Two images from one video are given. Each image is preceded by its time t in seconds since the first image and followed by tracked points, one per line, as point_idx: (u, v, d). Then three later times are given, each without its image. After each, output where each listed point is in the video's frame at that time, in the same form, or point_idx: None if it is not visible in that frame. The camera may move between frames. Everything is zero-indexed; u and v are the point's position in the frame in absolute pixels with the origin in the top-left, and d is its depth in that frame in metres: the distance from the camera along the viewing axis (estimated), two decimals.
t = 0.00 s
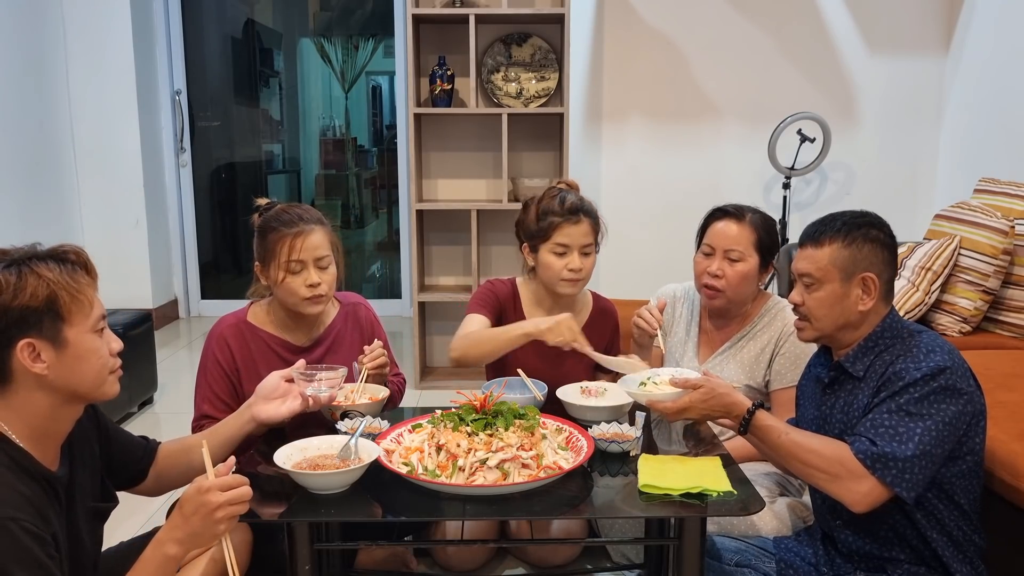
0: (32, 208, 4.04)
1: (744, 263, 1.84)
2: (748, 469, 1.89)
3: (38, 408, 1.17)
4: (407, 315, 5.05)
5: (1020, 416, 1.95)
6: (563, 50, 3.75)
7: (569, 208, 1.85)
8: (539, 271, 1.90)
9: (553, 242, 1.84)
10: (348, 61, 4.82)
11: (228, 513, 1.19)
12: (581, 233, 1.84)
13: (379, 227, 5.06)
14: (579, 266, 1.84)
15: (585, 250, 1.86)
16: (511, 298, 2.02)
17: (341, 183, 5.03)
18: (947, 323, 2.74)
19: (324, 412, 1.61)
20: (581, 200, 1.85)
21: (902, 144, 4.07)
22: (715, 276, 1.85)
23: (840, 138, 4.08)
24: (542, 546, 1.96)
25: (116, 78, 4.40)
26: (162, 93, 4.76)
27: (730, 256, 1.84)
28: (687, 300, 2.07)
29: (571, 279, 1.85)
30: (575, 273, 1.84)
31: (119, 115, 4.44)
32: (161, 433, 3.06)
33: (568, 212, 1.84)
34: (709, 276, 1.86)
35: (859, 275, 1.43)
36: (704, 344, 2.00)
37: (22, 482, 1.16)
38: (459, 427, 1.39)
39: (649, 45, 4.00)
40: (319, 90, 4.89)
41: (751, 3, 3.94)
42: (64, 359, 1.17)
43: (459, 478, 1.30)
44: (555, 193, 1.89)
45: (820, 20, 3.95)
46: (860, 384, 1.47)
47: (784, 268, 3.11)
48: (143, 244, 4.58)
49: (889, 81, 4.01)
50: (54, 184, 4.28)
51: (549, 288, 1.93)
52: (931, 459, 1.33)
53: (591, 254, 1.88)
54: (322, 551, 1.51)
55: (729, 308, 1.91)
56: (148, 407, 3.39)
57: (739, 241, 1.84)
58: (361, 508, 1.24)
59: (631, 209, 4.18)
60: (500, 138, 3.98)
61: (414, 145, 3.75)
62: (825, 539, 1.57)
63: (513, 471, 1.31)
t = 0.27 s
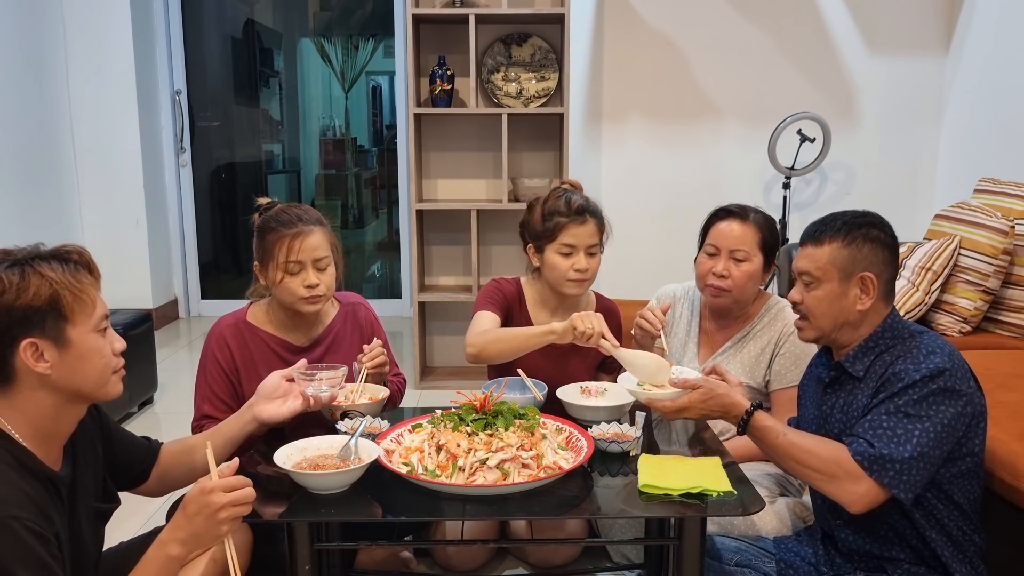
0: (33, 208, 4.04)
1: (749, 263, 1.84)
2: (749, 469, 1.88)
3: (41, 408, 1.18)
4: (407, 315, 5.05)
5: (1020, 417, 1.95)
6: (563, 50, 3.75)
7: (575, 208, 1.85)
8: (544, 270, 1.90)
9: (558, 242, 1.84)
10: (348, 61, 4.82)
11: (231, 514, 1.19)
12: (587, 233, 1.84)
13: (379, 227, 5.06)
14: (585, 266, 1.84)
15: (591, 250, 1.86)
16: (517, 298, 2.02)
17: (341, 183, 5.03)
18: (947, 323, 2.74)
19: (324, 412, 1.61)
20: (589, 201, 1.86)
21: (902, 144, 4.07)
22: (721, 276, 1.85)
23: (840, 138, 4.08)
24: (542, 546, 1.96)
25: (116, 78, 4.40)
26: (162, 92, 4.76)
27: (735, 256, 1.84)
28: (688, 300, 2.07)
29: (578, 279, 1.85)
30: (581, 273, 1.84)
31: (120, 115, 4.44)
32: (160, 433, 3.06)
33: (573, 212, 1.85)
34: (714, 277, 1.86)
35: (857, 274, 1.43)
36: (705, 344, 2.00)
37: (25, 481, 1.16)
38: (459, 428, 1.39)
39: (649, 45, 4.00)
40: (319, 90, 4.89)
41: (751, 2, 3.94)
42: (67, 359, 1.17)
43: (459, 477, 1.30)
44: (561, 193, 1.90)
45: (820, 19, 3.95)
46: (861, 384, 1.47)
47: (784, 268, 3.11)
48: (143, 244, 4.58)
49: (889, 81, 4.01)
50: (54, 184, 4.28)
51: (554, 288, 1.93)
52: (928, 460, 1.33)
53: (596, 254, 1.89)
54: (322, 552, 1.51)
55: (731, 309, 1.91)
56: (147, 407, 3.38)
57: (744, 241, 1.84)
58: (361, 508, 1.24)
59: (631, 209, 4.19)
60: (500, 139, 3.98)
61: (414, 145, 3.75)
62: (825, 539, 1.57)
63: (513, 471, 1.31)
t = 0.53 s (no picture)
0: (33, 208, 4.04)
1: (749, 263, 1.84)
2: (749, 469, 1.88)
3: (42, 408, 1.18)
4: (407, 315, 5.05)
5: (1020, 417, 1.95)
6: (563, 50, 3.75)
7: (578, 208, 1.85)
8: (547, 270, 1.90)
9: (561, 242, 1.84)
10: (348, 61, 4.82)
11: (232, 514, 1.19)
12: (590, 234, 1.84)
13: (379, 227, 5.06)
14: (587, 267, 1.84)
15: (593, 251, 1.86)
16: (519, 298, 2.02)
17: (341, 183, 5.03)
18: (947, 323, 2.74)
19: (324, 412, 1.61)
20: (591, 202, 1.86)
21: (902, 144, 4.07)
22: (721, 276, 1.85)
23: (840, 138, 4.08)
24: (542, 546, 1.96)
25: (116, 77, 4.40)
26: (162, 92, 4.76)
27: (735, 256, 1.85)
28: (688, 299, 2.07)
29: (581, 280, 1.85)
30: (583, 274, 1.84)
31: (120, 115, 4.44)
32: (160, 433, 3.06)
33: (576, 213, 1.84)
34: (714, 277, 1.86)
35: (843, 275, 1.43)
36: (705, 344, 2.00)
37: (25, 480, 1.16)
38: (459, 427, 1.39)
39: (649, 46, 4.00)
40: (319, 89, 4.89)
41: (751, 2, 3.94)
42: (68, 358, 1.17)
43: (459, 477, 1.30)
44: (564, 193, 1.89)
45: (820, 19, 3.95)
46: (864, 385, 1.47)
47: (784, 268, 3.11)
48: (143, 243, 4.58)
49: (889, 81, 4.01)
50: (54, 184, 4.27)
51: (556, 288, 1.93)
52: (932, 462, 1.33)
53: (599, 255, 1.89)
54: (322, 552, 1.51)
55: (732, 309, 1.92)
56: (147, 407, 3.38)
57: (745, 241, 1.84)
58: (361, 508, 1.24)
59: (631, 208, 4.18)
60: (500, 139, 3.98)
61: (414, 145, 3.75)
62: (824, 539, 1.57)
63: (513, 471, 1.31)
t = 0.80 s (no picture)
0: (33, 208, 4.04)
1: (749, 263, 1.84)
2: (748, 468, 1.90)
3: (43, 408, 1.18)
4: (407, 315, 5.05)
5: (1020, 417, 1.95)
6: (563, 50, 3.75)
7: (577, 209, 1.84)
8: (545, 270, 1.90)
9: (559, 243, 1.84)
10: (348, 61, 4.82)
11: (233, 515, 1.19)
12: (589, 234, 1.84)
13: (379, 227, 5.05)
14: (585, 268, 1.84)
15: (591, 252, 1.86)
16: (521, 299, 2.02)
17: (341, 183, 5.03)
18: (948, 323, 2.74)
19: (324, 412, 1.60)
20: (589, 202, 1.85)
21: (902, 144, 4.07)
22: (721, 276, 1.85)
23: (840, 138, 4.08)
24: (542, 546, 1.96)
25: (116, 77, 4.40)
26: (162, 92, 4.77)
27: (735, 256, 1.85)
28: (689, 299, 2.07)
29: (577, 280, 1.85)
30: (581, 275, 1.84)
31: (119, 114, 4.44)
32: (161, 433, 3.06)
33: (574, 213, 1.84)
34: (713, 277, 1.87)
35: (825, 288, 1.42)
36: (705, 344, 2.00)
37: (26, 480, 1.16)
38: (459, 427, 1.39)
39: (649, 46, 4.00)
40: (319, 89, 4.89)
41: (751, 2, 3.94)
42: (66, 358, 1.16)
43: (459, 477, 1.30)
44: (563, 194, 1.89)
45: (820, 19, 3.95)
46: (871, 383, 1.47)
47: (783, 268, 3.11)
48: (143, 243, 4.58)
49: (889, 81, 4.01)
50: (54, 183, 4.27)
51: (554, 289, 1.93)
52: (941, 460, 1.33)
53: (597, 256, 1.88)
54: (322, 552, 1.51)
55: (731, 309, 1.93)
56: (147, 407, 3.38)
57: (744, 241, 1.84)
58: (361, 508, 1.24)
59: (631, 208, 4.18)
60: (500, 139, 3.98)
61: (414, 145, 3.75)
62: (825, 539, 1.57)
63: (513, 471, 1.31)
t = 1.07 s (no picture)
0: (33, 208, 4.04)
1: (747, 263, 1.84)
2: (749, 469, 1.89)
3: (47, 407, 1.18)
4: (407, 315, 5.05)
5: (1020, 417, 1.95)
6: (563, 50, 3.75)
7: (570, 209, 1.84)
8: (541, 271, 1.90)
9: (552, 243, 1.84)
10: (348, 61, 4.82)
11: (238, 519, 1.19)
12: (582, 235, 1.83)
13: (379, 227, 5.05)
14: (578, 268, 1.83)
15: (585, 252, 1.85)
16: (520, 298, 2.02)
17: (341, 183, 5.03)
18: (947, 323, 2.74)
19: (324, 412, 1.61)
20: (583, 201, 1.84)
21: (902, 144, 4.07)
22: (718, 277, 1.86)
23: (840, 138, 4.08)
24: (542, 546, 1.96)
25: (116, 76, 4.39)
26: (162, 92, 4.77)
27: (733, 257, 1.85)
28: (687, 299, 2.06)
29: (571, 281, 1.84)
30: (573, 275, 1.83)
31: (120, 114, 4.44)
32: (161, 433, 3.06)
33: (568, 214, 1.84)
34: (711, 277, 1.87)
35: (827, 286, 1.42)
36: (704, 343, 2.00)
37: (30, 480, 1.16)
38: (459, 428, 1.39)
39: (650, 46, 4.00)
40: (319, 90, 4.89)
41: (751, 2, 3.94)
42: (68, 358, 1.17)
43: (459, 477, 1.30)
44: (559, 193, 1.89)
45: (820, 19, 3.95)
46: (872, 385, 1.46)
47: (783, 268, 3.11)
48: (143, 243, 4.58)
49: (889, 81, 4.01)
50: (54, 183, 4.27)
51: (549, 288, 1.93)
52: (947, 461, 1.33)
53: (592, 256, 1.88)
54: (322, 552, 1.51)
55: (732, 309, 1.94)
56: (147, 407, 3.38)
57: (741, 241, 1.84)
58: (361, 508, 1.24)
59: (631, 208, 4.18)
60: (500, 139, 3.98)
61: (414, 145, 3.75)
62: (825, 539, 1.57)
63: (513, 471, 1.31)
